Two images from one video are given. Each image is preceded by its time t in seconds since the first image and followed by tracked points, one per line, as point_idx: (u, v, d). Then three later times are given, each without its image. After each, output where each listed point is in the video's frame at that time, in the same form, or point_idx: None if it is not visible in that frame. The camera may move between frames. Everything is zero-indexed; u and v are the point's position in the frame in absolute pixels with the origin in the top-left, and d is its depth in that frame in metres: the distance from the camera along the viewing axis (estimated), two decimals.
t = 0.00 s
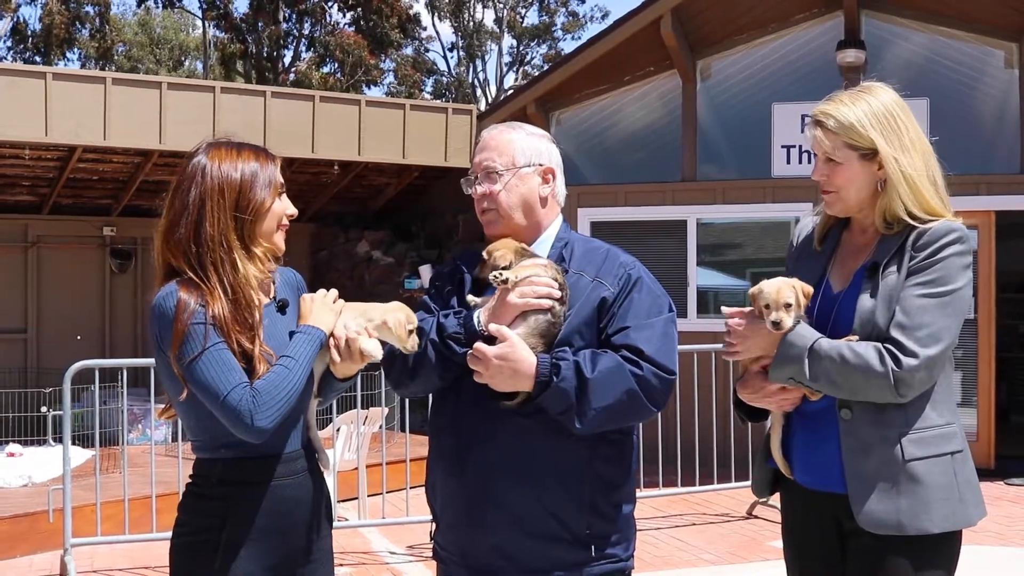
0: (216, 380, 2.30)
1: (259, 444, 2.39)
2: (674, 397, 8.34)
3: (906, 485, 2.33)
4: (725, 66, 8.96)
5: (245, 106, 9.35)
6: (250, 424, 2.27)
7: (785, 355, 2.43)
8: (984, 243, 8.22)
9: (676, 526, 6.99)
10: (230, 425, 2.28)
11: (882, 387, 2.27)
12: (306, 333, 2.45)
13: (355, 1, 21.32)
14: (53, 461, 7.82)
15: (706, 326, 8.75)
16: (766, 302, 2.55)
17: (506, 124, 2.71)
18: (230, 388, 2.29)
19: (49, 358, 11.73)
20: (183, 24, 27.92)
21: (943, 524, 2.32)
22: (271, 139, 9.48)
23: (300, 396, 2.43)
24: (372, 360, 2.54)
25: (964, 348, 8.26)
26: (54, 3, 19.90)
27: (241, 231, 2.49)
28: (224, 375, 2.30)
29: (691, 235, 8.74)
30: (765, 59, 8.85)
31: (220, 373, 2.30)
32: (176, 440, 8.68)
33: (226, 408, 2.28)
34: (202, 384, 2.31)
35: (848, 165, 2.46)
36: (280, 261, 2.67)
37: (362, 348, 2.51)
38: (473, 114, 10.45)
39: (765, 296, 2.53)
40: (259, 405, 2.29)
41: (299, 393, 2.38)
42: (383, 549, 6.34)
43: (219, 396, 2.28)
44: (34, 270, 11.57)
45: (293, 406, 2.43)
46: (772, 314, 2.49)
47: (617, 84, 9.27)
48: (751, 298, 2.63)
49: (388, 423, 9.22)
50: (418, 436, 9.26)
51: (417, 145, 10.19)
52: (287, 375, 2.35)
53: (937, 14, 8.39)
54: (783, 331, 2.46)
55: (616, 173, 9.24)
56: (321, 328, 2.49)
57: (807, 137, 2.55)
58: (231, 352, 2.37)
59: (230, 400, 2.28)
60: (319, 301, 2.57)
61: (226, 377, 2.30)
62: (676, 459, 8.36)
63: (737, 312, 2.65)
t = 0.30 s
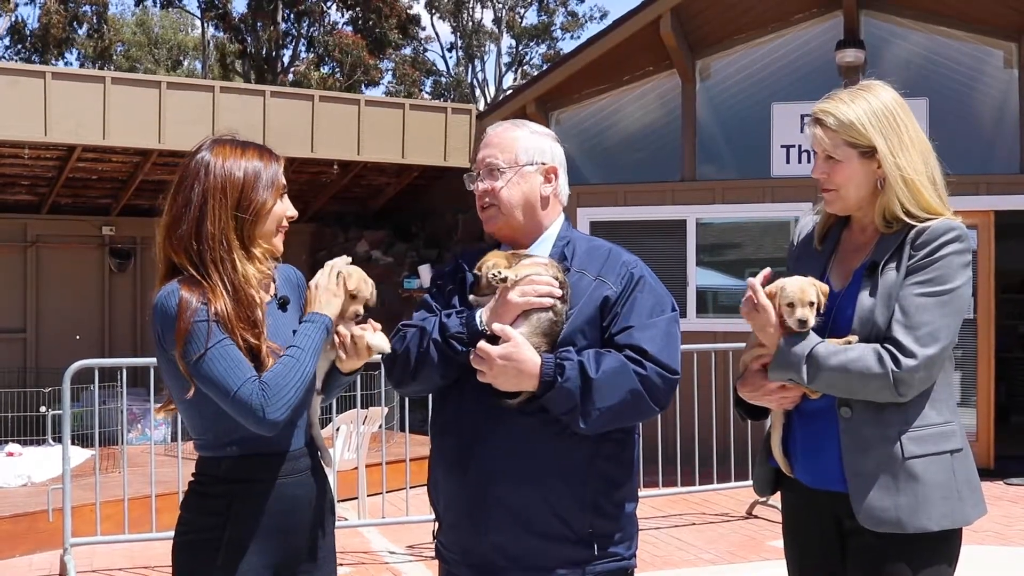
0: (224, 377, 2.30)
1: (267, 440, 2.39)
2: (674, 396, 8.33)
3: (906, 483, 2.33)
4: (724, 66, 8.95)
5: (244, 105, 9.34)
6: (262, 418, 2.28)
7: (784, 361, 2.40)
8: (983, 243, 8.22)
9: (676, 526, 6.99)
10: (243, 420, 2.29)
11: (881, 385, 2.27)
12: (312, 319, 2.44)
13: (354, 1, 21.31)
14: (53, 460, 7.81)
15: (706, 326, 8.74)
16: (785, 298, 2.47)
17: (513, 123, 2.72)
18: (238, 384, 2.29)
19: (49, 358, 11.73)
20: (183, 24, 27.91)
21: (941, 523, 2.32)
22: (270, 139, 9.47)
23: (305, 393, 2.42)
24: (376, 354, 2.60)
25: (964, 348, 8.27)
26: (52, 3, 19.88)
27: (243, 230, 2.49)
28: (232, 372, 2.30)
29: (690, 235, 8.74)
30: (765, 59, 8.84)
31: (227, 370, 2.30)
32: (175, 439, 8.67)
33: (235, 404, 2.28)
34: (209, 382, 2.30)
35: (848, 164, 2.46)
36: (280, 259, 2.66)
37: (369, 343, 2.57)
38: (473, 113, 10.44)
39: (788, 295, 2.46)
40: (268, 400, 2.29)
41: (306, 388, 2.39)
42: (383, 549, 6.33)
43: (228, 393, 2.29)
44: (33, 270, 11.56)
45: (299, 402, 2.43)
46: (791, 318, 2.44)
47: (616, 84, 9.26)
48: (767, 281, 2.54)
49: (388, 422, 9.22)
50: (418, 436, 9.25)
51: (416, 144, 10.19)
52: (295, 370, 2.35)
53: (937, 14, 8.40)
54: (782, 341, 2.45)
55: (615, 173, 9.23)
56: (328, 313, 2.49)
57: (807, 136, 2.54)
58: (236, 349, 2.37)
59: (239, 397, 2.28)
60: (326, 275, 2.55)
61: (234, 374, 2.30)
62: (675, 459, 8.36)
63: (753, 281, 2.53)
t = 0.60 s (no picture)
0: (222, 377, 2.30)
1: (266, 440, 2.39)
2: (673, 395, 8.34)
3: (903, 480, 2.33)
4: (724, 65, 8.95)
5: (244, 104, 9.34)
6: (258, 421, 2.29)
7: (782, 355, 2.40)
8: (983, 242, 8.23)
9: (676, 525, 7.00)
10: (239, 421, 2.29)
11: (878, 384, 2.28)
12: (316, 325, 2.45)
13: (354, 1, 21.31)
14: (52, 460, 7.81)
15: (706, 325, 8.75)
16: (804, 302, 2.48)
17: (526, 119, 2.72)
18: (236, 386, 2.29)
19: (48, 357, 11.72)
20: (182, 24, 27.90)
21: (938, 520, 2.32)
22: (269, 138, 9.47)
23: (304, 393, 2.43)
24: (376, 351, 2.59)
25: (963, 347, 8.27)
26: (52, 2, 19.88)
27: (240, 229, 2.49)
28: (229, 374, 2.31)
29: (690, 234, 8.74)
30: (764, 58, 8.84)
31: (225, 371, 2.31)
32: (175, 438, 8.67)
33: (233, 406, 2.28)
34: (207, 383, 2.31)
35: (850, 160, 2.46)
36: (277, 257, 2.66)
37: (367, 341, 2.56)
38: (472, 113, 10.43)
39: (803, 299, 2.48)
40: (266, 402, 2.30)
41: (305, 388, 2.39)
42: (382, 548, 6.33)
43: (225, 395, 2.29)
44: (32, 269, 11.56)
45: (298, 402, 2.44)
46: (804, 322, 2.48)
47: (616, 83, 9.26)
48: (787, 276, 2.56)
49: (388, 421, 9.22)
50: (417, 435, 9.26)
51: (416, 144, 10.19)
52: (293, 371, 2.36)
53: (936, 13, 8.40)
54: (779, 332, 2.45)
55: (615, 172, 9.23)
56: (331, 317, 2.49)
57: (807, 133, 2.54)
58: (234, 348, 2.37)
59: (237, 398, 2.28)
60: (320, 276, 2.53)
61: (231, 375, 2.31)
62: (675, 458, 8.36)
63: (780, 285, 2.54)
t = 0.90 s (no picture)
0: (217, 372, 2.29)
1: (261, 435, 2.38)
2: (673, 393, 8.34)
3: (902, 473, 2.33)
4: (724, 62, 8.92)
5: (243, 102, 9.34)
6: (250, 416, 2.27)
7: (784, 347, 2.40)
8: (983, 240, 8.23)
9: (675, 522, 7.00)
10: (233, 417, 2.28)
11: (878, 376, 2.27)
12: (315, 321, 2.43)
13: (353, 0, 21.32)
14: (51, 458, 7.80)
15: (705, 324, 8.75)
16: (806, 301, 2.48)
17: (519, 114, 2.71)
18: (229, 381, 2.28)
19: (47, 355, 11.71)
20: (181, 23, 27.89)
21: (938, 513, 2.32)
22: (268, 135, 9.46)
23: (302, 388, 2.42)
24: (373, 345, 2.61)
25: (962, 345, 8.27)
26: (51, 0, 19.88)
27: (238, 223, 2.48)
28: (224, 368, 2.30)
29: (689, 232, 8.74)
30: (764, 56, 8.82)
31: (220, 365, 2.30)
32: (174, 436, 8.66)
33: (227, 401, 2.27)
34: (202, 377, 2.30)
35: (852, 154, 2.45)
36: (276, 251, 2.66)
37: (365, 336, 2.56)
38: (472, 111, 10.41)
39: (804, 294, 2.48)
40: (260, 397, 2.28)
41: (301, 384, 2.37)
42: (382, 545, 6.33)
43: (220, 389, 2.28)
44: (31, 267, 11.55)
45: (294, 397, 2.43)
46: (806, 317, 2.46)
47: (615, 81, 9.25)
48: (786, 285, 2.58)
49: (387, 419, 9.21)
50: (417, 433, 9.25)
51: (415, 142, 10.18)
52: (288, 367, 2.34)
53: (935, 11, 8.40)
54: (781, 323, 2.45)
55: (614, 170, 9.21)
56: (332, 313, 2.47)
57: (810, 126, 2.53)
58: (230, 342, 2.36)
59: (230, 394, 2.27)
60: (330, 271, 2.53)
61: (226, 370, 2.30)
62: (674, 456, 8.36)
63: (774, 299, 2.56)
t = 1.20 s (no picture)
0: (217, 372, 2.27)
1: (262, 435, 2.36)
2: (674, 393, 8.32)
3: (908, 472, 2.31)
4: (724, 62, 8.90)
5: (243, 101, 9.32)
6: (250, 418, 2.25)
7: (790, 342, 2.40)
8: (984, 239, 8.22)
9: (676, 522, 6.98)
10: (232, 418, 2.26)
11: (884, 375, 2.25)
12: (316, 319, 2.42)
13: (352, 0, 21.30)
14: (50, 458, 7.78)
15: (705, 324, 8.74)
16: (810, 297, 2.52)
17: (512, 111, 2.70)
18: (229, 382, 2.27)
19: (46, 355, 11.69)
20: (179, 23, 27.84)
21: (944, 512, 2.30)
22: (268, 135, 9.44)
23: (303, 388, 2.40)
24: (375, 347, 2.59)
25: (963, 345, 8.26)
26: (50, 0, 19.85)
27: (240, 222, 2.46)
28: (225, 369, 2.28)
29: (689, 232, 8.73)
30: (764, 55, 8.80)
31: (221, 366, 2.28)
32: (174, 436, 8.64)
33: (226, 402, 2.25)
34: (202, 377, 2.28)
35: (859, 151, 2.44)
36: (278, 250, 2.64)
37: (364, 339, 2.54)
38: (472, 110, 10.38)
39: (806, 293, 2.51)
40: (261, 398, 2.26)
41: (302, 385, 2.35)
42: (382, 546, 6.31)
43: (220, 390, 2.26)
44: (31, 266, 11.53)
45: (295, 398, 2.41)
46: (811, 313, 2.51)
47: (615, 80, 9.23)
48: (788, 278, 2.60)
49: (387, 419, 9.20)
50: (416, 433, 9.24)
51: (415, 141, 10.16)
52: (289, 368, 2.32)
53: (936, 10, 8.38)
54: (787, 319, 2.44)
55: (614, 170, 9.19)
56: (332, 311, 2.46)
57: (817, 125, 2.52)
58: (231, 342, 2.34)
59: (230, 394, 2.25)
60: (327, 270, 2.48)
61: (226, 371, 2.28)
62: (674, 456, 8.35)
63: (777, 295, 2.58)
